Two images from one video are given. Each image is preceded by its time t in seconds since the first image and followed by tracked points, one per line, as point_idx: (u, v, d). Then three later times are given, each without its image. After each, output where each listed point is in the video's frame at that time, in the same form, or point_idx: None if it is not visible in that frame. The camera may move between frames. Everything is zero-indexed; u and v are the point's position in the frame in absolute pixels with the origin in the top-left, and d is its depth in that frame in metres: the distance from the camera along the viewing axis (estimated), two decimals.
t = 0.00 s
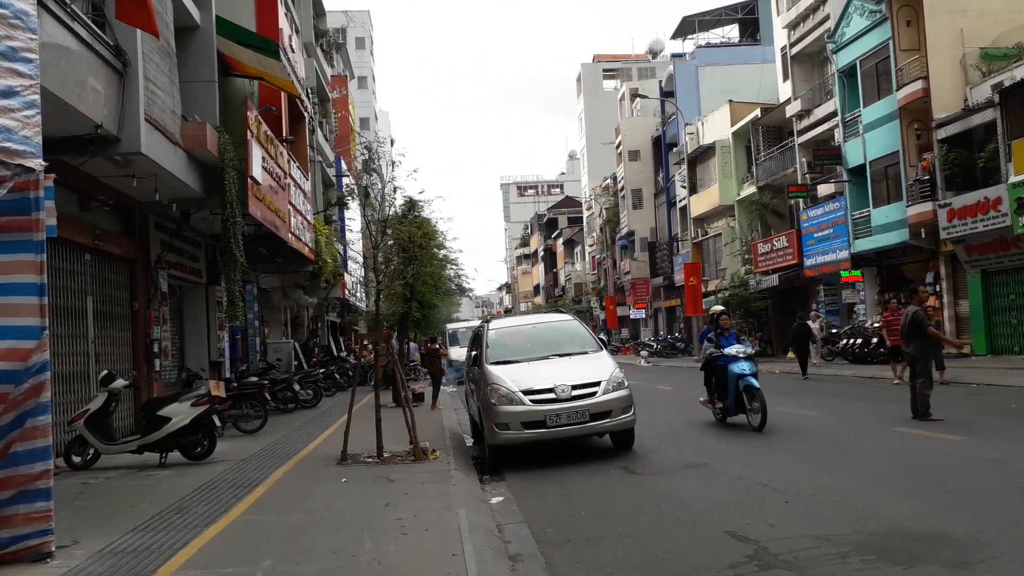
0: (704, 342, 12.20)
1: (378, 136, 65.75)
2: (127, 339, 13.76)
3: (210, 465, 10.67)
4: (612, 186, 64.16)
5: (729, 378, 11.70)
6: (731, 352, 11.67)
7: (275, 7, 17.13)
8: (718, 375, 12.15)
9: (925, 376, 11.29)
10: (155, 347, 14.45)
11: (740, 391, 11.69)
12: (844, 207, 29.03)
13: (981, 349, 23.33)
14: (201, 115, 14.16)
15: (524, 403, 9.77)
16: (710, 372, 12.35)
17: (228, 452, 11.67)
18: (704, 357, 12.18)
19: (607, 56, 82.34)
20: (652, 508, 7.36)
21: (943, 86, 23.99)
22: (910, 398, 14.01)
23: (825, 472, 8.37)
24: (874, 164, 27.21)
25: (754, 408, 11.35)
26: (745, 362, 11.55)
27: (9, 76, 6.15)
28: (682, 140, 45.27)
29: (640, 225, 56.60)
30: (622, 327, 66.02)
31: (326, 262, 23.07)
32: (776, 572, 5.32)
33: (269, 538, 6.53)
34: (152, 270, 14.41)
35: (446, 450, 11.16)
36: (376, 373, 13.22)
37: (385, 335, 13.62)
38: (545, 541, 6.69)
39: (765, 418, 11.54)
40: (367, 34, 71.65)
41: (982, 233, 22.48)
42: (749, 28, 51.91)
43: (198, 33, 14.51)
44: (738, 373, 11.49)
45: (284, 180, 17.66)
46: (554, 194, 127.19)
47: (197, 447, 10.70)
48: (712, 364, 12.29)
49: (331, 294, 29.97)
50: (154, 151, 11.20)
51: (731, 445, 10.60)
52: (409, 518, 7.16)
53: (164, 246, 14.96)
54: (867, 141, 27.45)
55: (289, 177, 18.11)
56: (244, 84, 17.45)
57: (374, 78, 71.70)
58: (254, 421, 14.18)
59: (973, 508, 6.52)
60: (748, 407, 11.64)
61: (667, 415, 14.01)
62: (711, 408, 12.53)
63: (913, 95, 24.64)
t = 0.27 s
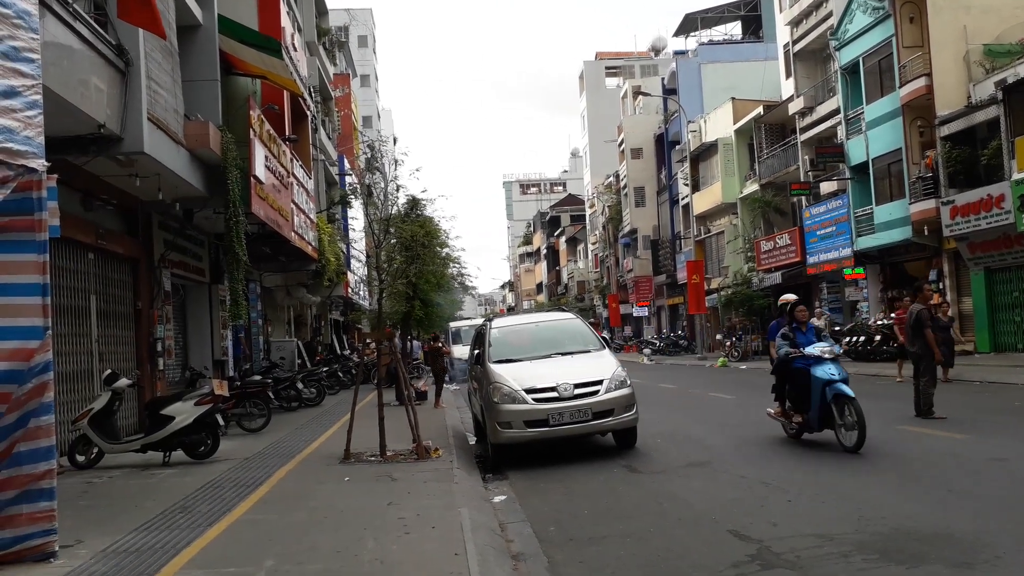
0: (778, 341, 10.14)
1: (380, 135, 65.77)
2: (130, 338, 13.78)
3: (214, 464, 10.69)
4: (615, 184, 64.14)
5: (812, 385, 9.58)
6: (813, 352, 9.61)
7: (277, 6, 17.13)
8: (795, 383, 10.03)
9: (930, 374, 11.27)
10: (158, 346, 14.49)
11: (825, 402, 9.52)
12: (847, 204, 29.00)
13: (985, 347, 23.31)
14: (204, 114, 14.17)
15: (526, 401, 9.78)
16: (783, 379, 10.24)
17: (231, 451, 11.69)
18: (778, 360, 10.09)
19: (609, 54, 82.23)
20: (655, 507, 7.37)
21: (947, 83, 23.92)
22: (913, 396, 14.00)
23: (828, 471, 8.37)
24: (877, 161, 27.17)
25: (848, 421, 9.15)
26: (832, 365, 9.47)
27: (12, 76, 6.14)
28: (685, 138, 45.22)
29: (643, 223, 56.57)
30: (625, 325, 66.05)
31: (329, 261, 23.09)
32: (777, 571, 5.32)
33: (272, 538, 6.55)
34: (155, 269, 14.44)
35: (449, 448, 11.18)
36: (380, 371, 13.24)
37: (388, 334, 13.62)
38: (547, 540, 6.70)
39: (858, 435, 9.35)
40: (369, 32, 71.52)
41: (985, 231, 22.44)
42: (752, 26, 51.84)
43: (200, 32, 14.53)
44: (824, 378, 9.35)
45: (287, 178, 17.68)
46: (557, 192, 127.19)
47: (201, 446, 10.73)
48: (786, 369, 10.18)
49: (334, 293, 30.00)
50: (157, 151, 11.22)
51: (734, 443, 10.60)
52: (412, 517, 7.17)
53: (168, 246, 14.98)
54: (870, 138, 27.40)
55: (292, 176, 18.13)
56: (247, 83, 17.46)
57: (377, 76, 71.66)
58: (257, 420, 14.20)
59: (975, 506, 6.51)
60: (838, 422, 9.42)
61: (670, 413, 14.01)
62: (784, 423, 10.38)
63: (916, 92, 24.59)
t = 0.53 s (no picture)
0: (892, 338, 7.63)
1: (381, 133, 65.80)
2: (133, 337, 13.81)
3: (215, 463, 10.72)
4: (616, 182, 64.13)
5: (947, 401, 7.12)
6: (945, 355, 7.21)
7: (278, 5, 17.13)
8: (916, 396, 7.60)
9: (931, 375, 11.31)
10: (161, 345, 14.53)
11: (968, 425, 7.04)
12: (849, 202, 28.99)
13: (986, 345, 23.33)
14: (205, 114, 14.19)
15: (527, 401, 9.80)
16: (898, 391, 7.76)
17: (234, 450, 11.73)
18: (893, 365, 7.62)
19: (611, 51, 82.15)
20: (656, 508, 7.39)
21: (949, 81, 23.88)
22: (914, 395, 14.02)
23: (829, 470, 8.38)
24: (879, 159, 27.14)
25: (1006, 451, 6.67)
26: (974, 373, 7.06)
27: (13, 78, 6.14)
28: (686, 136, 45.18)
29: (644, 220, 56.60)
30: (627, 322, 66.09)
31: (332, 259, 23.13)
32: (776, 573, 5.34)
33: (274, 539, 6.56)
34: (157, 268, 14.47)
35: (450, 447, 11.20)
36: (381, 370, 13.26)
37: (390, 333, 13.64)
38: (548, 541, 6.72)
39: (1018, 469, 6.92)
40: (371, 30, 71.46)
41: (986, 229, 22.44)
42: (753, 23, 51.78)
43: (201, 32, 14.54)
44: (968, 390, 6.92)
45: (288, 177, 17.71)
46: (558, 189, 127.18)
47: (203, 445, 10.76)
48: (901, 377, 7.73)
49: (336, 291, 30.06)
50: (158, 151, 11.22)
51: (736, 443, 10.60)
52: (412, 518, 7.20)
53: (170, 245, 15.01)
54: (871, 136, 27.38)
55: (293, 174, 18.16)
56: (248, 82, 17.47)
57: (379, 74, 71.72)
58: (259, 419, 14.23)
59: (976, 507, 6.52)
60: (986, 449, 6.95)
61: (671, 412, 14.03)
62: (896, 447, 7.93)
63: (918, 90, 24.57)
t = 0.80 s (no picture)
0: None
1: (381, 134, 65.80)
2: (133, 339, 13.82)
3: (215, 466, 10.74)
4: (616, 183, 64.15)
5: None
6: None
7: (279, 7, 17.14)
8: None
9: (930, 377, 11.32)
10: (160, 347, 14.54)
11: None
12: (849, 203, 28.99)
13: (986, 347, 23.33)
14: (205, 117, 14.22)
15: (526, 404, 9.81)
16: None
17: (233, 453, 11.74)
18: None
19: (611, 53, 82.17)
20: (654, 511, 7.40)
21: (949, 83, 23.90)
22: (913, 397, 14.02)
23: (827, 474, 8.39)
24: (879, 161, 27.14)
25: None
26: None
27: (13, 84, 6.16)
28: (687, 137, 45.15)
29: (645, 222, 56.60)
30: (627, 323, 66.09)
31: (332, 262, 23.14)
32: None
33: (273, 542, 6.58)
34: (157, 270, 14.48)
35: (449, 450, 11.21)
36: (381, 373, 13.26)
37: (390, 336, 13.64)
38: (546, 544, 6.73)
39: None
40: (371, 31, 71.49)
41: (986, 230, 22.44)
42: (754, 24, 51.82)
43: (201, 34, 14.57)
44: None
45: (288, 180, 17.74)
46: (559, 190, 127.22)
47: (202, 448, 10.76)
48: None
49: (336, 293, 30.08)
50: (158, 154, 11.24)
51: (735, 445, 10.62)
52: (411, 521, 7.22)
53: (170, 247, 15.03)
54: (871, 137, 27.38)
55: (293, 177, 18.19)
56: (248, 84, 17.50)
57: (379, 75, 71.81)
58: (259, 421, 14.24)
59: (973, 511, 6.53)
60: None
61: (671, 415, 14.03)
62: None
63: (918, 91, 24.58)
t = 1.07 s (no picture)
0: None
1: (381, 131, 65.73)
2: (133, 337, 13.83)
3: (215, 463, 10.74)
4: (617, 180, 64.12)
5: None
6: None
7: (278, 4, 17.11)
8: None
9: (931, 373, 11.26)
10: (161, 344, 14.54)
11: None
12: (850, 200, 28.94)
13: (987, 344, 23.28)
14: (205, 114, 14.21)
15: (525, 401, 9.80)
16: None
17: (233, 450, 11.75)
18: None
19: (612, 49, 82.09)
20: (654, 508, 7.39)
21: (950, 80, 23.87)
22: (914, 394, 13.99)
23: (826, 471, 8.38)
24: (880, 157, 27.09)
25: None
26: None
27: (11, 81, 6.13)
28: (688, 133, 45.09)
29: (646, 219, 56.56)
30: (628, 320, 66.09)
31: (332, 259, 23.13)
32: (771, 574, 5.34)
33: (271, 539, 6.57)
34: (157, 267, 14.49)
35: (449, 447, 11.21)
36: (381, 370, 13.26)
37: (390, 333, 13.62)
38: (544, 541, 6.72)
39: None
40: (372, 28, 71.45)
41: (988, 227, 22.39)
42: (754, 21, 51.76)
43: (201, 31, 14.55)
44: None
45: (288, 177, 17.72)
46: (560, 187, 127.13)
47: (202, 445, 10.77)
48: None
49: (337, 290, 30.08)
50: (157, 151, 11.23)
51: (735, 442, 10.60)
52: (410, 518, 7.21)
53: (170, 245, 15.03)
54: (873, 134, 27.33)
55: (293, 174, 18.18)
56: (248, 81, 17.48)
57: (380, 72, 71.81)
58: (259, 418, 14.24)
59: (973, 507, 6.52)
60: None
61: (671, 411, 14.01)
62: None
63: (919, 88, 24.52)
